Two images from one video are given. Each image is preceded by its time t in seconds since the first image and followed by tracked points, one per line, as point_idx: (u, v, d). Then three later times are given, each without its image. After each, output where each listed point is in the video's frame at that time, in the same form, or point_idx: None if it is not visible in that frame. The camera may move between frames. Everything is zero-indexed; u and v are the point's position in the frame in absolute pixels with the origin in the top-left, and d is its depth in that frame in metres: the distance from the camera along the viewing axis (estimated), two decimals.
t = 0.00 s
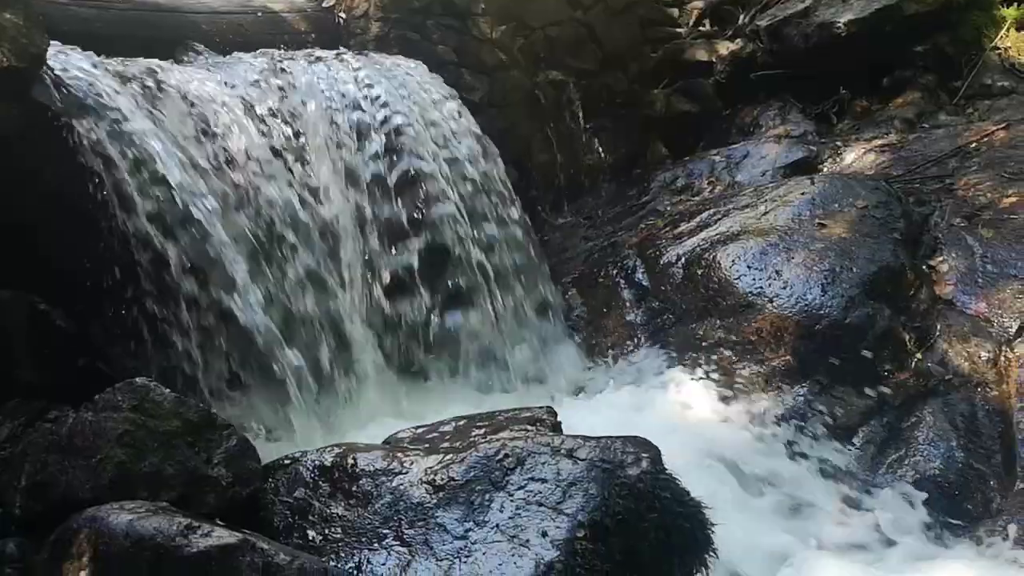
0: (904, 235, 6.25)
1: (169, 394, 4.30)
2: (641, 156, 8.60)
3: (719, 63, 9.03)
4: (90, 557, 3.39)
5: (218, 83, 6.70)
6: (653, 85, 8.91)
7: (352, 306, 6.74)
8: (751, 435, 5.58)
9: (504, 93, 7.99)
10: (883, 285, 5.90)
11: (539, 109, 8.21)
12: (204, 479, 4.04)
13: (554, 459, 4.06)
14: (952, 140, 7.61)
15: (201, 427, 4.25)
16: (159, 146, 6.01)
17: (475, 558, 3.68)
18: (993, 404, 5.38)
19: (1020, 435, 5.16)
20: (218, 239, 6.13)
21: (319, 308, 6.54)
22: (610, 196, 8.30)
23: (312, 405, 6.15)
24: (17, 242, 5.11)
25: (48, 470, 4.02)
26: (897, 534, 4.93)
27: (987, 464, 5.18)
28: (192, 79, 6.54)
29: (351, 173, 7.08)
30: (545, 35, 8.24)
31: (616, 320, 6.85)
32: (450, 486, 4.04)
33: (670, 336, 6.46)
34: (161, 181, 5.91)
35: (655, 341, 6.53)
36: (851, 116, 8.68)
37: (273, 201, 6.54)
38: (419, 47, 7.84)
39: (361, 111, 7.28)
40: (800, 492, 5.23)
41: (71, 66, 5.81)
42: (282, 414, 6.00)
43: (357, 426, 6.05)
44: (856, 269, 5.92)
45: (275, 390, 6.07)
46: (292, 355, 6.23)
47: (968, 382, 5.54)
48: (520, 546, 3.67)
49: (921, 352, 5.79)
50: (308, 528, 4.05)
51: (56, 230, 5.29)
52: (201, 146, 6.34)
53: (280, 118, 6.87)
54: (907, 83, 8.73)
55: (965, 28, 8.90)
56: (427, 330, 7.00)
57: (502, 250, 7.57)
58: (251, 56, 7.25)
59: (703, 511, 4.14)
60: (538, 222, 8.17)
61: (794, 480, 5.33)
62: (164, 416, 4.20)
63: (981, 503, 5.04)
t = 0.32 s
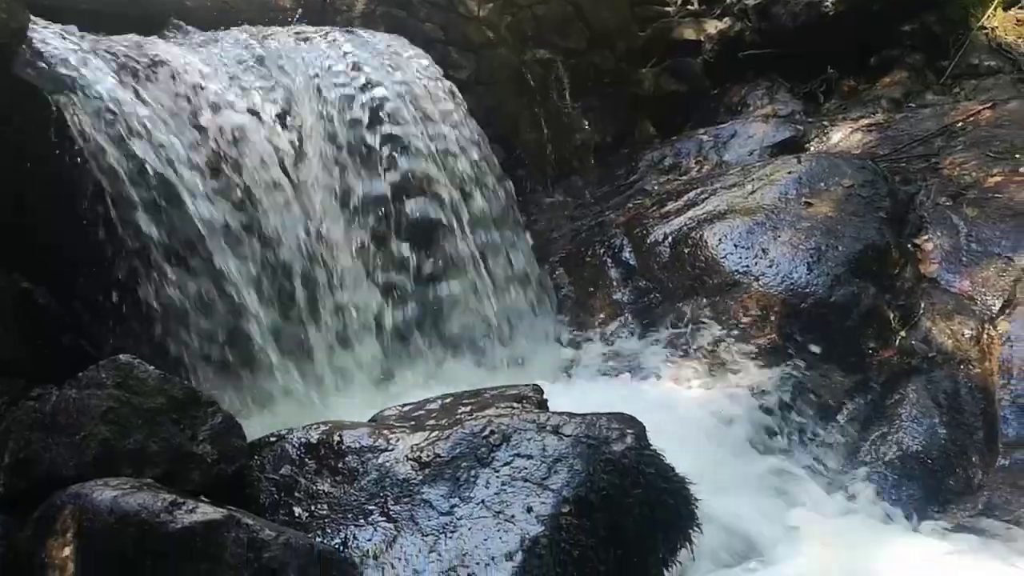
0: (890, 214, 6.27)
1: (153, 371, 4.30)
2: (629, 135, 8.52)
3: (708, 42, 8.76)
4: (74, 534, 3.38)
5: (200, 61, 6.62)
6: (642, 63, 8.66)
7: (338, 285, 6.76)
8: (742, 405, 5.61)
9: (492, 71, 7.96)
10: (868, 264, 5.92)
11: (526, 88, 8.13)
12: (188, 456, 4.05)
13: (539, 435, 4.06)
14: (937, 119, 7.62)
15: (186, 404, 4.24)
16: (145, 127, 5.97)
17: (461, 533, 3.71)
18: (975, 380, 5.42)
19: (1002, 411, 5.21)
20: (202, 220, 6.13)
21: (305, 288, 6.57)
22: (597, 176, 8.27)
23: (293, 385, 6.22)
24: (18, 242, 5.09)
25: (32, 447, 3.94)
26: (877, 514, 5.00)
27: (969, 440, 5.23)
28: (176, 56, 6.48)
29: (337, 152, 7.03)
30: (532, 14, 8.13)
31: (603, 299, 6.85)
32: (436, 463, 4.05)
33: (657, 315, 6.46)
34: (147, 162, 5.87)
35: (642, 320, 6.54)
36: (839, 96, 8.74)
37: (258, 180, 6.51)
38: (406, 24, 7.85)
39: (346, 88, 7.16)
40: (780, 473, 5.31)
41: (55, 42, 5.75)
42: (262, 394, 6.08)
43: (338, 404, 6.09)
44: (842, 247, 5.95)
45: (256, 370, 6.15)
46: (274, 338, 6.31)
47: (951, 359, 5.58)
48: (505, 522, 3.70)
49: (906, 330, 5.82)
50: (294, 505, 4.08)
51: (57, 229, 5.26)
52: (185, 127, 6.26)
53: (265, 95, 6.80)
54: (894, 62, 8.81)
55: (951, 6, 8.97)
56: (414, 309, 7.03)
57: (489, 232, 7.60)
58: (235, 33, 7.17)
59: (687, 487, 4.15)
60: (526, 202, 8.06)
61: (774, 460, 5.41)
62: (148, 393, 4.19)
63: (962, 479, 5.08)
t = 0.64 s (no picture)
0: (856, 190, 6.33)
1: (118, 345, 4.27)
2: (599, 112, 8.44)
3: (678, 19, 8.73)
4: (37, 508, 3.37)
5: (164, 32, 6.49)
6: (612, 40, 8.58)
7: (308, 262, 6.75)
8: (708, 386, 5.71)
9: (461, 47, 7.75)
10: (834, 241, 5.98)
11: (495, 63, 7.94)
12: (154, 430, 4.06)
13: (507, 408, 4.07)
14: (904, 97, 7.68)
15: (150, 379, 4.21)
16: (110, 101, 5.91)
17: (428, 506, 3.73)
18: (937, 354, 5.51)
19: (965, 383, 5.31)
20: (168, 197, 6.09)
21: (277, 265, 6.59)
22: (567, 153, 8.20)
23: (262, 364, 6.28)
24: None
25: None
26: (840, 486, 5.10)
27: (931, 412, 5.32)
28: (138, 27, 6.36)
29: (306, 126, 6.96)
30: None
31: (574, 275, 6.84)
32: (403, 437, 4.06)
33: (625, 290, 6.48)
34: (110, 139, 5.84)
35: (611, 295, 6.55)
36: (808, 74, 8.83)
37: (224, 156, 6.46)
38: None
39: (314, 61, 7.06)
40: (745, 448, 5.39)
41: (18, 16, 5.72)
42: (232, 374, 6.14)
43: (307, 383, 6.15)
44: (808, 223, 6.01)
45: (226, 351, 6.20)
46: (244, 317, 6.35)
47: (915, 333, 5.65)
48: (473, 494, 3.72)
49: (870, 305, 5.88)
50: (261, 479, 4.06)
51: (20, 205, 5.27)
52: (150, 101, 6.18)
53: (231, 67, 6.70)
54: (863, 40, 8.89)
55: None
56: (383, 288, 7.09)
57: (459, 208, 7.58)
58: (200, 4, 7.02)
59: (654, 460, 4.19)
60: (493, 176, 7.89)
61: (739, 435, 5.50)
62: (113, 367, 4.17)
63: (924, 450, 5.18)
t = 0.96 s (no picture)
0: (819, 171, 6.37)
1: (76, 327, 4.20)
2: (566, 92, 8.38)
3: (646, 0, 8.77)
4: None
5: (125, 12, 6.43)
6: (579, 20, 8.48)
7: (271, 244, 6.71)
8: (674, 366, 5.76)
9: (427, 27, 7.76)
10: (797, 222, 6.03)
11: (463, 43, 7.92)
12: (114, 412, 4.01)
13: (471, 388, 4.07)
14: (867, 80, 7.74)
15: (110, 360, 4.16)
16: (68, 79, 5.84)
17: (392, 486, 3.74)
18: (897, 334, 5.62)
19: (923, 362, 5.40)
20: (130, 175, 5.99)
21: (239, 247, 6.53)
22: (533, 135, 8.11)
23: (224, 345, 6.24)
24: None
25: None
26: (803, 464, 5.15)
27: (889, 390, 5.42)
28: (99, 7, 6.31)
29: (269, 106, 6.89)
30: None
31: (540, 258, 6.87)
32: (367, 417, 4.06)
33: (591, 271, 6.51)
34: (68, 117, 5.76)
35: (577, 276, 6.59)
36: (773, 56, 8.86)
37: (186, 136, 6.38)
38: None
39: (280, 41, 7.05)
40: (709, 424, 5.43)
41: None
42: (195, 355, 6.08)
43: (270, 366, 6.12)
44: (772, 204, 6.05)
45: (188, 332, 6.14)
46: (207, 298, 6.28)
47: (875, 314, 5.75)
48: (436, 474, 3.73)
49: (831, 286, 5.95)
50: (223, 460, 4.06)
51: None
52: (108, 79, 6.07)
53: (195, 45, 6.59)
54: (827, 23, 8.95)
55: None
56: (349, 269, 7.04)
57: (424, 189, 7.53)
58: None
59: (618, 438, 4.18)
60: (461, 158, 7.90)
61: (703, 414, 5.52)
62: (71, 348, 4.10)
63: (883, 428, 5.27)
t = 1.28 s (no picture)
0: (789, 157, 6.40)
1: (42, 311, 4.14)
2: (540, 78, 8.43)
3: None
4: None
5: None
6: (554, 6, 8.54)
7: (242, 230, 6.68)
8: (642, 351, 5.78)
9: (399, 12, 7.61)
10: (767, 208, 6.07)
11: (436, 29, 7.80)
12: (81, 397, 3.97)
13: (441, 372, 4.08)
14: (837, 66, 7.80)
15: (76, 345, 4.12)
16: (34, 59, 5.72)
17: (363, 470, 3.75)
18: (865, 319, 5.66)
19: (890, 347, 5.50)
20: (96, 160, 5.95)
21: (209, 232, 6.50)
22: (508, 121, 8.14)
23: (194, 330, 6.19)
24: None
25: None
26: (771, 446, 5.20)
27: (857, 373, 5.46)
28: None
29: (238, 91, 6.86)
30: None
31: (512, 242, 6.87)
32: (338, 402, 4.07)
33: (562, 256, 6.53)
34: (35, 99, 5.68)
35: (550, 260, 6.58)
36: (745, 43, 8.91)
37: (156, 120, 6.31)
38: None
39: (249, 26, 7.02)
40: (678, 413, 5.51)
41: None
42: (163, 343, 6.04)
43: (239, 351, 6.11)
44: (742, 189, 6.09)
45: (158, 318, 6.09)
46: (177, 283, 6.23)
47: (843, 299, 5.79)
48: (406, 457, 3.75)
49: (801, 271, 5.99)
50: (193, 446, 4.05)
51: None
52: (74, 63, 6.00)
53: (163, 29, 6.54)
54: (798, 10, 9.01)
55: None
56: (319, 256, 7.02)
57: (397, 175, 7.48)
58: None
59: (588, 422, 4.19)
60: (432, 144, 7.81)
61: (671, 403, 5.59)
62: (37, 333, 4.04)
63: (850, 412, 5.34)
